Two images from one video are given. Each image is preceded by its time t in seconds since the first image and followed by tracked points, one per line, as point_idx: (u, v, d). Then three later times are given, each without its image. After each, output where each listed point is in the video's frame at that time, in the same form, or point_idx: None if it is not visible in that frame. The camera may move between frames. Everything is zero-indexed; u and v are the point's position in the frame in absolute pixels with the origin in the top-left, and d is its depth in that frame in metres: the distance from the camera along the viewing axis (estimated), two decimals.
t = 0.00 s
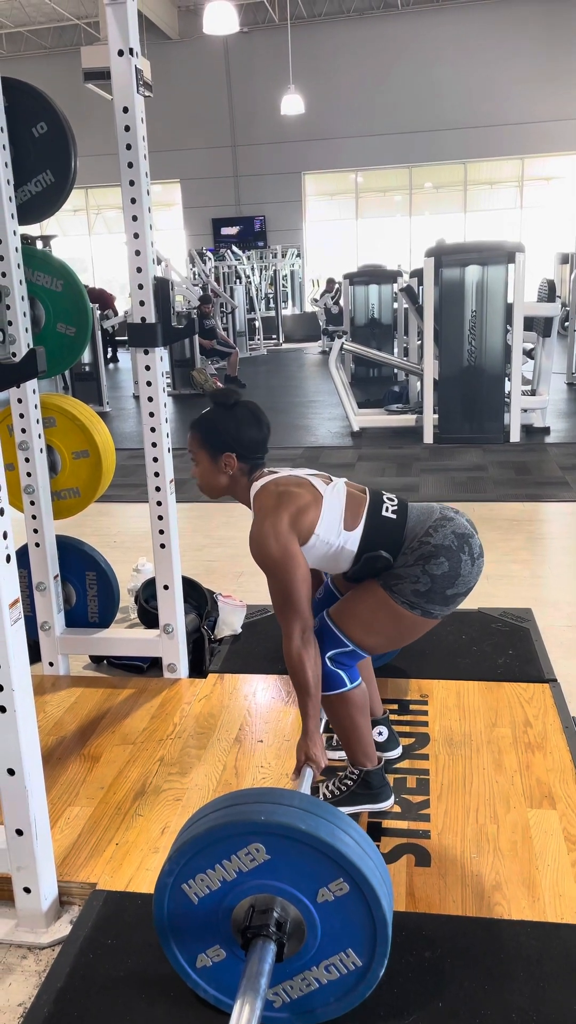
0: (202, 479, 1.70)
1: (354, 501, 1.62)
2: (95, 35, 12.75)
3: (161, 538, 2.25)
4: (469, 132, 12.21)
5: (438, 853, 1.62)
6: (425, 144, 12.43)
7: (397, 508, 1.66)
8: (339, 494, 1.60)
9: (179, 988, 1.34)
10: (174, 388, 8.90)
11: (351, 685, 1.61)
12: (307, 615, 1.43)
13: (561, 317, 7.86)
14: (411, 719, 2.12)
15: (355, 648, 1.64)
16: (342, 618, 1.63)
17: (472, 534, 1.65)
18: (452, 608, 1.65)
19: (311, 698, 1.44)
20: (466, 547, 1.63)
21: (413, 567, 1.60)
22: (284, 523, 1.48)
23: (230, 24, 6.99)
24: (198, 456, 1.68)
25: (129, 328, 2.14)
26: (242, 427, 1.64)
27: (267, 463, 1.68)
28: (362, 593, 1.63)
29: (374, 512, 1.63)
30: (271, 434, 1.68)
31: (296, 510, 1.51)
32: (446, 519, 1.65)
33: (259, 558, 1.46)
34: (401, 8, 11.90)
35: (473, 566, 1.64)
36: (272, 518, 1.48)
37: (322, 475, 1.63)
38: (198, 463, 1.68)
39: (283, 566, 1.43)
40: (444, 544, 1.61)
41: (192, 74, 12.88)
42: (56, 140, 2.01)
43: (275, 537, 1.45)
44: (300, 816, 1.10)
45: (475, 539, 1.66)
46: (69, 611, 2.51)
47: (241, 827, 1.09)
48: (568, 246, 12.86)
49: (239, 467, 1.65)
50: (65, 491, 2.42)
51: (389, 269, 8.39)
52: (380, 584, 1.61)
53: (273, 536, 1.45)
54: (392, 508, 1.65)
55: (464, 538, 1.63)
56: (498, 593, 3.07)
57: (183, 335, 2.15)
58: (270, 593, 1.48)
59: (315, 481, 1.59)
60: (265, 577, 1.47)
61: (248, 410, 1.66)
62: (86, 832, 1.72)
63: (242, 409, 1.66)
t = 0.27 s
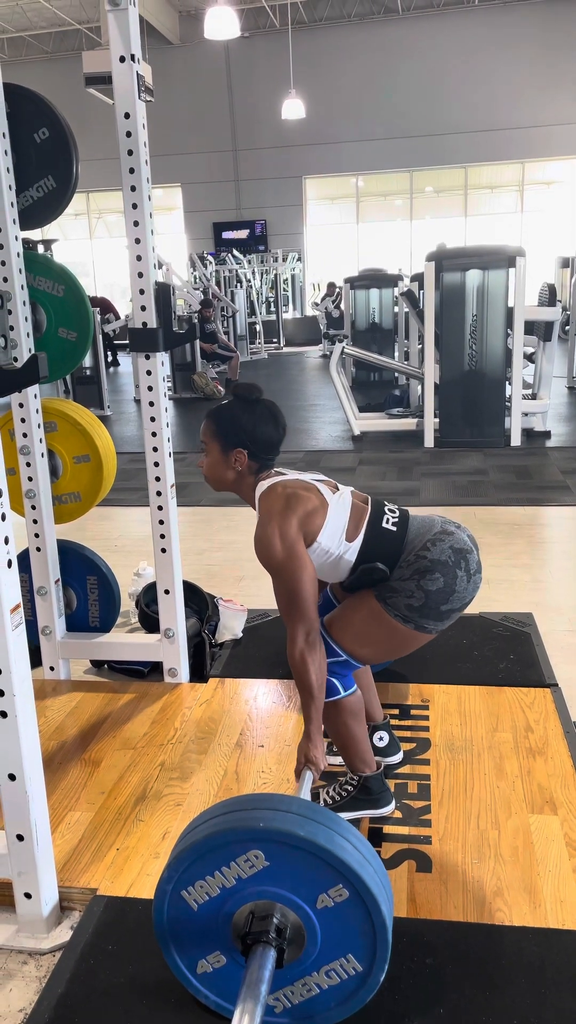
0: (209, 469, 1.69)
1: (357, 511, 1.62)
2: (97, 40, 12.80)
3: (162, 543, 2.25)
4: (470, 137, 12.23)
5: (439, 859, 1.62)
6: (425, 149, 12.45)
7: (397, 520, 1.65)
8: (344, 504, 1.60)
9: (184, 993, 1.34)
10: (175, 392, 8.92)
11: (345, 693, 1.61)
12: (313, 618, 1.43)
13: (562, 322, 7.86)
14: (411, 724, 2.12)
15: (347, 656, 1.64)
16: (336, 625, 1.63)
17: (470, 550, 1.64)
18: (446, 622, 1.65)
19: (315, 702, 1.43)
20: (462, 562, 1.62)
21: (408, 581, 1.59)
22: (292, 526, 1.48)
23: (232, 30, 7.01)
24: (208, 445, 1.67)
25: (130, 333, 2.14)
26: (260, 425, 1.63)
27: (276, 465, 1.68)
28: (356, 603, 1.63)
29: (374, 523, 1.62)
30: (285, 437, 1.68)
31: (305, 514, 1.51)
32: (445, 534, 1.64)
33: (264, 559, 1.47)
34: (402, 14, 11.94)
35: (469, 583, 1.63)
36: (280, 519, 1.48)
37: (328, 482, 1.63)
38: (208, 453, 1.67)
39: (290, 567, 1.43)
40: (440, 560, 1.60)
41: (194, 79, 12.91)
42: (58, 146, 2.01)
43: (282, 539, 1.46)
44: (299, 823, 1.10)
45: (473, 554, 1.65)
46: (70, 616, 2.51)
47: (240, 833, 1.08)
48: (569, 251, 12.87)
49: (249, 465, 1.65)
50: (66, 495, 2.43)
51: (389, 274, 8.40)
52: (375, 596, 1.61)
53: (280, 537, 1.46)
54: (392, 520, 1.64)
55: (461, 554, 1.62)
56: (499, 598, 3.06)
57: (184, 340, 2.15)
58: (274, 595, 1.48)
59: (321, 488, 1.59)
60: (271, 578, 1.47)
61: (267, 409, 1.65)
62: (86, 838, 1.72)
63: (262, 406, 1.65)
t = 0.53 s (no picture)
0: (216, 453, 1.68)
1: (363, 501, 1.63)
2: (98, 46, 12.84)
3: (163, 547, 2.25)
4: (470, 142, 12.25)
5: (440, 866, 1.61)
6: (425, 154, 12.47)
7: (404, 508, 1.66)
8: (351, 492, 1.61)
9: (184, 1002, 1.33)
10: (175, 396, 8.93)
11: (357, 694, 1.60)
12: (324, 604, 1.45)
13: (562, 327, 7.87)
14: (413, 729, 2.12)
15: (360, 652, 1.62)
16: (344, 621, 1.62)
17: (476, 538, 1.67)
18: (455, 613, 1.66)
19: (326, 686, 1.47)
20: (469, 551, 1.64)
21: (416, 571, 1.60)
22: (302, 512, 1.49)
23: (233, 36, 7.03)
24: (216, 428, 1.66)
25: (131, 339, 2.14)
26: (270, 411, 1.63)
27: (284, 452, 1.67)
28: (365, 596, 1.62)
29: (380, 510, 1.63)
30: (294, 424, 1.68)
31: (314, 499, 1.52)
32: (451, 522, 1.65)
33: (274, 546, 1.48)
34: (402, 19, 11.98)
35: (476, 571, 1.65)
36: (290, 505, 1.49)
37: (335, 470, 1.64)
38: (216, 436, 1.67)
39: (300, 555, 1.45)
40: (447, 548, 1.62)
41: (195, 85, 12.95)
42: (59, 152, 2.02)
43: (292, 526, 1.47)
44: (315, 808, 1.08)
45: (479, 543, 1.67)
46: (71, 621, 2.51)
47: (255, 819, 1.07)
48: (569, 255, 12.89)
49: (256, 451, 1.64)
50: (67, 500, 2.43)
51: (390, 279, 8.41)
52: (384, 588, 1.61)
53: (291, 524, 1.47)
54: (399, 508, 1.65)
55: (468, 542, 1.64)
56: (500, 603, 3.06)
57: (185, 346, 2.15)
58: (284, 581, 1.50)
59: (330, 475, 1.60)
60: (281, 566, 1.48)
61: (277, 395, 1.65)
62: (86, 844, 1.71)
63: (273, 392, 1.64)
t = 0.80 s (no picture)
0: (216, 422, 1.69)
1: (364, 474, 1.62)
2: (98, 53, 12.89)
3: (163, 552, 2.25)
4: (469, 148, 12.28)
5: (441, 874, 1.60)
6: (425, 160, 12.51)
7: (405, 482, 1.66)
8: (354, 464, 1.60)
9: (183, 1009, 1.32)
10: (175, 401, 8.94)
11: (381, 693, 1.65)
12: (329, 570, 1.44)
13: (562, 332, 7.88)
14: (413, 735, 2.11)
15: (382, 643, 1.64)
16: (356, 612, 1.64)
17: (477, 511, 1.67)
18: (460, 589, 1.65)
19: (336, 653, 1.45)
20: (470, 523, 1.64)
21: (418, 550, 1.60)
22: (304, 480, 1.48)
23: (233, 43, 7.05)
24: (218, 398, 1.66)
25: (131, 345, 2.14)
26: (273, 382, 1.63)
27: (285, 423, 1.67)
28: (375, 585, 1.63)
29: (381, 485, 1.62)
30: (297, 394, 1.68)
31: (317, 467, 1.51)
32: (452, 496, 1.65)
33: (277, 515, 1.47)
34: (401, 26, 12.03)
35: (478, 543, 1.65)
36: (292, 474, 1.48)
37: (337, 444, 1.63)
38: (218, 405, 1.67)
39: (304, 523, 1.45)
40: (448, 523, 1.62)
41: (195, 92, 12.99)
42: (59, 159, 2.02)
43: (294, 494, 1.46)
44: (333, 763, 1.03)
45: (479, 515, 1.68)
46: (70, 626, 2.50)
47: (272, 774, 1.02)
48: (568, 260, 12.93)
49: (257, 421, 1.64)
50: (66, 506, 2.42)
51: (389, 284, 8.42)
52: (391, 573, 1.61)
53: (293, 492, 1.46)
54: (400, 482, 1.65)
55: (468, 514, 1.65)
56: (500, 609, 3.06)
57: (185, 351, 2.15)
58: (289, 552, 1.50)
59: (333, 447, 1.59)
60: (285, 536, 1.48)
61: (281, 366, 1.65)
62: (85, 853, 1.70)
63: (276, 363, 1.64)
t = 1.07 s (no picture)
0: (230, 369, 1.64)
1: (368, 448, 1.61)
2: (98, 61, 12.93)
3: (162, 560, 2.24)
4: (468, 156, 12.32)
5: (441, 885, 1.60)
6: (424, 168, 12.54)
7: (406, 467, 1.65)
8: (359, 434, 1.59)
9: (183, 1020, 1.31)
10: (175, 408, 8.94)
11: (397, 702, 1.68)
12: (335, 526, 1.45)
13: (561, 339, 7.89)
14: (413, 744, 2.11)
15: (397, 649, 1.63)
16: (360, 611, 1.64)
17: (471, 505, 1.67)
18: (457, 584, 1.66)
19: (342, 608, 1.47)
20: (464, 518, 1.65)
21: (414, 544, 1.60)
22: (312, 435, 1.47)
23: (232, 51, 7.07)
24: (234, 344, 1.62)
25: (130, 354, 2.15)
26: (294, 332, 1.59)
27: (301, 376, 1.64)
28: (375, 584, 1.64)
29: (383, 462, 1.62)
30: (315, 349, 1.65)
31: (326, 425, 1.50)
32: (448, 488, 1.66)
33: (284, 469, 1.47)
34: (400, 35, 12.08)
35: (471, 537, 1.66)
36: (300, 430, 1.47)
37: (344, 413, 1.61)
38: (234, 353, 1.62)
39: (310, 480, 1.45)
40: (443, 516, 1.63)
41: (195, 100, 13.03)
42: (59, 169, 2.03)
43: (302, 449, 1.46)
44: (339, 700, 1.09)
45: (474, 510, 1.68)
46: (69, 635, 2.50)
47: (279, 717, 1.09)
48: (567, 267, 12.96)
49: (274, 371, 1.61)
50: (66, 515, 2.42)
51: (389, 291, 8.43)
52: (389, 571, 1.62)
53: (301, 447, 1.46)
54: (401, 466, 1.64)
55: (463, 509, 1.65)
56: (500, 617, 3.06)
57: (185, 361, 2.16)
58: (293, 507, 1.50)
59: (340, 413, 1.58)
60: (290, 490, 1.48)
61: (301, 317, 1.61)
62: (85, 861, 1.70)
63: (298, 313, 1.60)
